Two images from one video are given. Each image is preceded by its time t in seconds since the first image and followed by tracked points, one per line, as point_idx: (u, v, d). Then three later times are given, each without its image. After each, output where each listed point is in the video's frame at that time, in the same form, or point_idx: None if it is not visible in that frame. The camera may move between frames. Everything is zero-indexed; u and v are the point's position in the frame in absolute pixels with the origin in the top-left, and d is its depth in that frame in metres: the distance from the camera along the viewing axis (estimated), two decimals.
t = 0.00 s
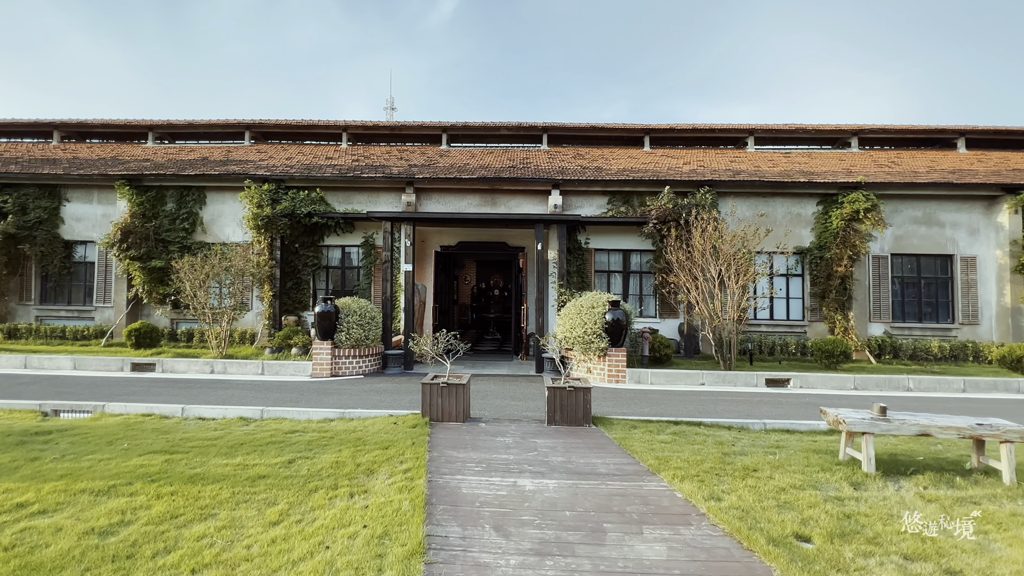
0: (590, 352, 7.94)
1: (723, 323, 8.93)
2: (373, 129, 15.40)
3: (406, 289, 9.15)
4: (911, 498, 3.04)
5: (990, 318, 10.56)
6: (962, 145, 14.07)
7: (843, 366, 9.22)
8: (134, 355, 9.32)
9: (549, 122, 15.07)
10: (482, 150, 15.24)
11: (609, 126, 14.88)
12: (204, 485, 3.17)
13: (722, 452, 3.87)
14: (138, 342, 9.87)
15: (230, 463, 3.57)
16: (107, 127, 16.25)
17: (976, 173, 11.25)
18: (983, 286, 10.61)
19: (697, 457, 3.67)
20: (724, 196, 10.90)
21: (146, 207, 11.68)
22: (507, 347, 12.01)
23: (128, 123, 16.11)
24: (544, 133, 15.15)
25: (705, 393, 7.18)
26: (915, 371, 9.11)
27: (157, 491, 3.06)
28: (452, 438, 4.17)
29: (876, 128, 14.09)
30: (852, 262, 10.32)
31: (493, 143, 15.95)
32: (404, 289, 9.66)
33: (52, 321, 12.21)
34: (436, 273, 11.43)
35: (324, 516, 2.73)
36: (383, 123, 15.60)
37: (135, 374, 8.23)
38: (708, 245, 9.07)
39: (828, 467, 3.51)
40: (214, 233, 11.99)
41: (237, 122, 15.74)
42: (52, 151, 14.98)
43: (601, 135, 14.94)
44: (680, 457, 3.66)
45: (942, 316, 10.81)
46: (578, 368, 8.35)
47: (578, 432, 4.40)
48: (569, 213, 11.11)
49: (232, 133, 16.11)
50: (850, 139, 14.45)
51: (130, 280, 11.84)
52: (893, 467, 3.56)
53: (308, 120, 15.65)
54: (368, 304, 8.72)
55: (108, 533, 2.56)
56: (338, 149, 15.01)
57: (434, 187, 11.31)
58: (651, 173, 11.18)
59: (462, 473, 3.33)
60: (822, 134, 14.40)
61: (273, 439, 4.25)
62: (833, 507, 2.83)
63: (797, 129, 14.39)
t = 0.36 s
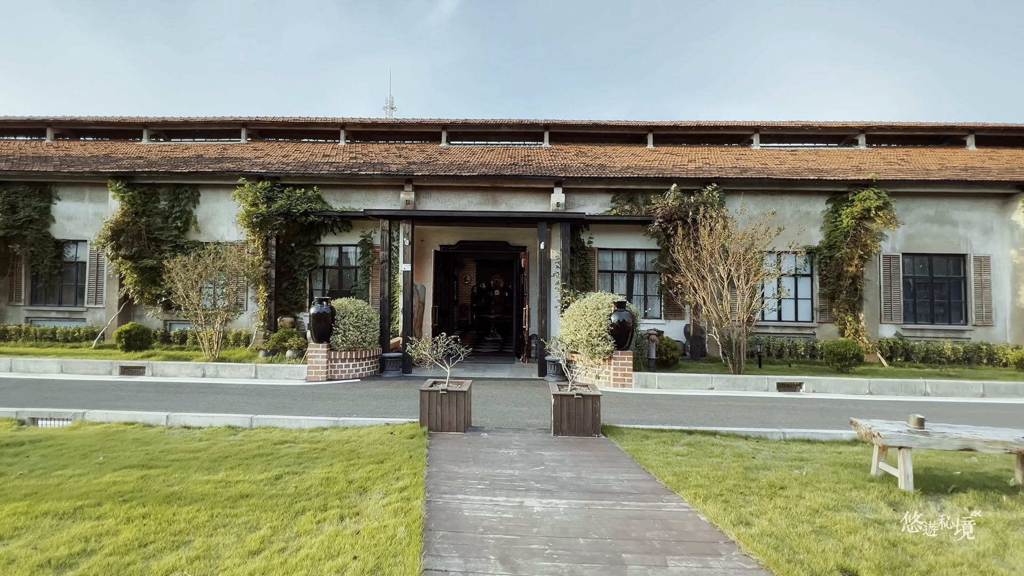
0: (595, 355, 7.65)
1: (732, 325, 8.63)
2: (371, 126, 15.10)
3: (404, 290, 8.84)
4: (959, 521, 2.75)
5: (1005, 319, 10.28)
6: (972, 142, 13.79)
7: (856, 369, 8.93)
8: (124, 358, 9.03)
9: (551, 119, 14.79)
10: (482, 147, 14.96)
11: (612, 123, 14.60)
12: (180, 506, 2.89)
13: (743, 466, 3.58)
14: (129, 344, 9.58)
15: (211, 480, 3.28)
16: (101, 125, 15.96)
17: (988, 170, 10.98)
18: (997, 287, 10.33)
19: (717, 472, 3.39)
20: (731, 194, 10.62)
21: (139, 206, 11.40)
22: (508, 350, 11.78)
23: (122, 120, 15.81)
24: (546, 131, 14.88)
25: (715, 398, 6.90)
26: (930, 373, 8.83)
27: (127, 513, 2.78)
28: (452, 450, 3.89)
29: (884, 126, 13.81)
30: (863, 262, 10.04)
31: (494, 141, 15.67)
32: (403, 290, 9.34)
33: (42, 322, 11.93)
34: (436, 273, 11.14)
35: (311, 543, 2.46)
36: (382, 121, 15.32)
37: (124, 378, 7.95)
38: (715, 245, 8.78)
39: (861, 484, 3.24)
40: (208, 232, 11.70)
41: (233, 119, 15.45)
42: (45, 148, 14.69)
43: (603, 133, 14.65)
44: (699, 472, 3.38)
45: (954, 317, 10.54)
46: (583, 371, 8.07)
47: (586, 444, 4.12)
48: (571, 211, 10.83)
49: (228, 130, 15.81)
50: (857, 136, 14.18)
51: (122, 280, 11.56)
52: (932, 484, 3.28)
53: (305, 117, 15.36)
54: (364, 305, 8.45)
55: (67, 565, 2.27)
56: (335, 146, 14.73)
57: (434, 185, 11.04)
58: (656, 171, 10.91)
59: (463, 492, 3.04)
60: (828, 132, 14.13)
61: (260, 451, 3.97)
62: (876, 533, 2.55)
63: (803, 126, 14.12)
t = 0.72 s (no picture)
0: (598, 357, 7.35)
1: (740, 325, 8.33)
2: (369, 123, 14.81)
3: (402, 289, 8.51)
4: (1012, 546, 2.47)
5: (1018, 320, 10.00)
6: (982, 139, 13.51)
7: (867, 371, 8.64)
8: (112, 359, 8.75)
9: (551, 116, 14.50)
10: (482, 144, 14.67)
11: (614, 119, 14.31)
12: (147, 528, 2.61)
13: (765, 480, 3.30)
14: (118, 345, 9.30)
15: (184, 496, 3.00)
16: (94, 121, 15.67)
17: (1001, 167, 10.70)
18: (1011, 286, 10.06)
19: (738, 487, 3.10)
20: (737, 191, 10.34)
21: (130, 203, 11.12)
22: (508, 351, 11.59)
23: (116, 117, 15.53)
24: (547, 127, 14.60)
25: (724, 402, 6.62)
26: (943, 375, 8.56)
27: (86, 537, 2.50)
28: (449, 461, 3.61)
29: (892, 122, 13.54)
30: (873, 260, 9.76)
31: (494, 138, 15.40)
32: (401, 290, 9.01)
33: (31, 322, 11.65)
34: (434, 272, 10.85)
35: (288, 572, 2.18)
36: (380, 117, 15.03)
37: (110, 380, 7.68)
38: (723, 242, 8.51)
39: (897, 501, 2.95)
40: (201, 230, 11.42)
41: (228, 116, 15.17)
42: (36, 145, 14.40)
43: (605, 129, 14.38)
44: (718, 487, 3.09)
45: (967, 317, 10.26)
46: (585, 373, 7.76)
47: (593, 454, 3.84)
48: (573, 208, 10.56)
49: (223, 127, 15.52)
50: (864, 133, 13.90)
51: (112, 280, 11.28)
52: (973, 500, 2.99)
53: (302, 114, 15.07)
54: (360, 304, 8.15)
55: None
56: (332, 143, 14.45)
57: (432, 181, 10.76)
58: (660, 167, 10.64)
59: (461, 510, 2.77)
60: (835, 128, 13.85)
61: (244, 462, 3.69)
62: (925, 562, 2.26)
63: (809, 122, 13.84)
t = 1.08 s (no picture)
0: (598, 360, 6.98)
1: (749, 327, 8.04)
2: (366, 120, 14.53)
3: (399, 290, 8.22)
4: None
5: None
6: (991, 136, 13.23)
7: (879, 374, 8.36)
8: (98, 362, 8.46)
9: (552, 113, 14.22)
10: (481, 142, 14.39)
11: (616, 116, 14.03)
12: (103, 559, 2.32)
13: (789, 499, 3.02)
14: (105, 347, 9.02)
15: (150, 520, 2.70)
16: (85, 118, 15.36)
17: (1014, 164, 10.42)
18: None
19: (762, 508, 2.82)
20: (744, 188, 10.06)
21: (120, 201, 10.84)
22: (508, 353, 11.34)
23: (108, 114, 15.22)
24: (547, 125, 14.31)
25: (734, 408, 6.34)
26: (958, 379, 8.29)
27: (32, 571, 2.21)
28: (445, 477, 3.33)
29: (899, 119, 13.26)
30: (884, 260, 9.49)
31: (493, 136, 15.14)
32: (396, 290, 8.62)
33: (19, 324, 11.36)
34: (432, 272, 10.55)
35: None
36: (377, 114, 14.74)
37: (95, 384, 7.39)
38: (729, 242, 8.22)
39: (939, 526, 2.67)
40: (193, 228, 11.13)
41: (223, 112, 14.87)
42: (25, 142, 14.09)
43: (607, 127, 14.12)
44: (741, 509, 2.81)
45: (979, 319, 9.98)
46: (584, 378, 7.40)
47: (601, 468, 3.56)
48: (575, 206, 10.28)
49: (218, 124, 15.23)
50: (871, 130, 13.61)
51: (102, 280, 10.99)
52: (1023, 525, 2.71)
53: (297, 111, 14.78)
54: (355, 305, 7.86)
55: None
56: (328, 140, 14.16)
57: (430, 179, 10.48)
58: (664, 164, 10.35)
59: (457, 538, 2.48)
60: (841, 126, 13.57)
61: (222, 478, 3.40)
62: None
63: (815, 119, 13.55)
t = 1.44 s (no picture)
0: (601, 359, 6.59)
1: (760, 328, 7.74)
2: (364, 116, 14.25)
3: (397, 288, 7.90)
4: None
5: None
6: (1001, 132, 12.96)
7: (893, 376, 8.09)
8: (86, 363, 8.18)
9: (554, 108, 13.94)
10: (481, 138, 14.11)
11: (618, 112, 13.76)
12: None
13: (823, 517, 2.74)
14: (93, 347, 8.74)
15: (113, 544, 2.42)
16: (78, 114, 15.05)
17: None
18: None
19: (796, 530, 2.54)
20: (752, 184, 9.79)
21: (109, 197, 10.55)
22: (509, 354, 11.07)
23: (101, 110, 14.92)
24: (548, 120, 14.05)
25: (747, 413, 6.05)
26: (974, 381, 8.02)
27: None
28: (443, 490, 3.04)
29: (908, 114, 12.99)
30: (896, 258, 9.21)
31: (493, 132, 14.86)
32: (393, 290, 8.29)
33: (7, 324, 11.07)
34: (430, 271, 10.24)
35: None
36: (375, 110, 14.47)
37: (81, 387, 7.11)
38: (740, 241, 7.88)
39: (996, 552, 2.38)
40: (186, 226, 10.82)
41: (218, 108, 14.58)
42: (16, 138, 13.78)
43: (610, 123, 13.84)
44: (773, 529, 2.53)
45: (994, 318, 9.70)
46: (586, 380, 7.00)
47: (613, 480, 3.28)
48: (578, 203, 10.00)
49: (213, 120, 14.93)
50: (879, 126, 13.34)
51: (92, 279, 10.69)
52: None
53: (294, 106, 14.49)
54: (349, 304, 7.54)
55: None
56: (325, 136, 13.87)
57: (429, 174, 10.19)
58: (670, 159, 10.07)
59: (455, 566, 2.20)
60: (849, 121, 13.30)
61: (199, 492, 3.11)
62: None
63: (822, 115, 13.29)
